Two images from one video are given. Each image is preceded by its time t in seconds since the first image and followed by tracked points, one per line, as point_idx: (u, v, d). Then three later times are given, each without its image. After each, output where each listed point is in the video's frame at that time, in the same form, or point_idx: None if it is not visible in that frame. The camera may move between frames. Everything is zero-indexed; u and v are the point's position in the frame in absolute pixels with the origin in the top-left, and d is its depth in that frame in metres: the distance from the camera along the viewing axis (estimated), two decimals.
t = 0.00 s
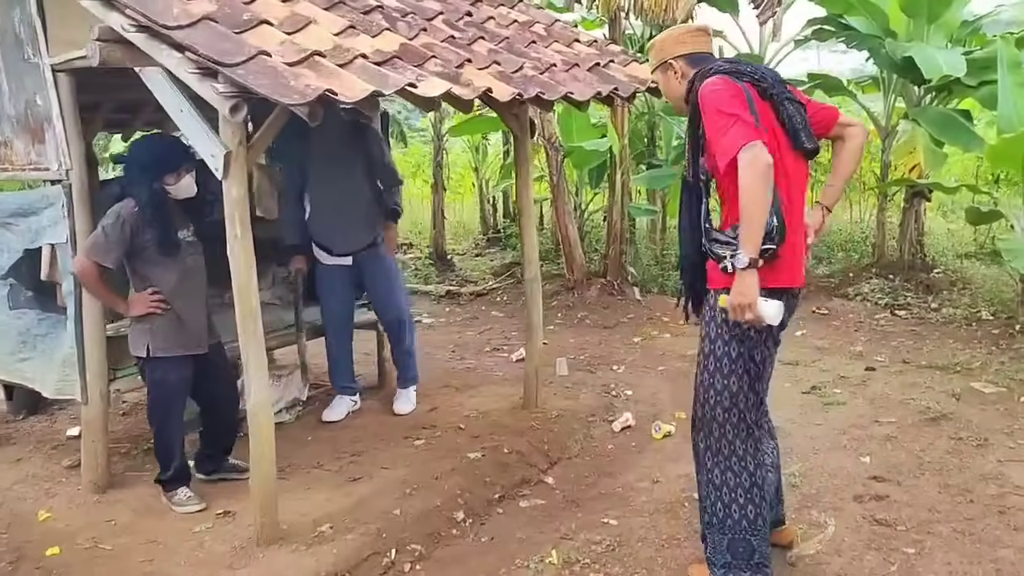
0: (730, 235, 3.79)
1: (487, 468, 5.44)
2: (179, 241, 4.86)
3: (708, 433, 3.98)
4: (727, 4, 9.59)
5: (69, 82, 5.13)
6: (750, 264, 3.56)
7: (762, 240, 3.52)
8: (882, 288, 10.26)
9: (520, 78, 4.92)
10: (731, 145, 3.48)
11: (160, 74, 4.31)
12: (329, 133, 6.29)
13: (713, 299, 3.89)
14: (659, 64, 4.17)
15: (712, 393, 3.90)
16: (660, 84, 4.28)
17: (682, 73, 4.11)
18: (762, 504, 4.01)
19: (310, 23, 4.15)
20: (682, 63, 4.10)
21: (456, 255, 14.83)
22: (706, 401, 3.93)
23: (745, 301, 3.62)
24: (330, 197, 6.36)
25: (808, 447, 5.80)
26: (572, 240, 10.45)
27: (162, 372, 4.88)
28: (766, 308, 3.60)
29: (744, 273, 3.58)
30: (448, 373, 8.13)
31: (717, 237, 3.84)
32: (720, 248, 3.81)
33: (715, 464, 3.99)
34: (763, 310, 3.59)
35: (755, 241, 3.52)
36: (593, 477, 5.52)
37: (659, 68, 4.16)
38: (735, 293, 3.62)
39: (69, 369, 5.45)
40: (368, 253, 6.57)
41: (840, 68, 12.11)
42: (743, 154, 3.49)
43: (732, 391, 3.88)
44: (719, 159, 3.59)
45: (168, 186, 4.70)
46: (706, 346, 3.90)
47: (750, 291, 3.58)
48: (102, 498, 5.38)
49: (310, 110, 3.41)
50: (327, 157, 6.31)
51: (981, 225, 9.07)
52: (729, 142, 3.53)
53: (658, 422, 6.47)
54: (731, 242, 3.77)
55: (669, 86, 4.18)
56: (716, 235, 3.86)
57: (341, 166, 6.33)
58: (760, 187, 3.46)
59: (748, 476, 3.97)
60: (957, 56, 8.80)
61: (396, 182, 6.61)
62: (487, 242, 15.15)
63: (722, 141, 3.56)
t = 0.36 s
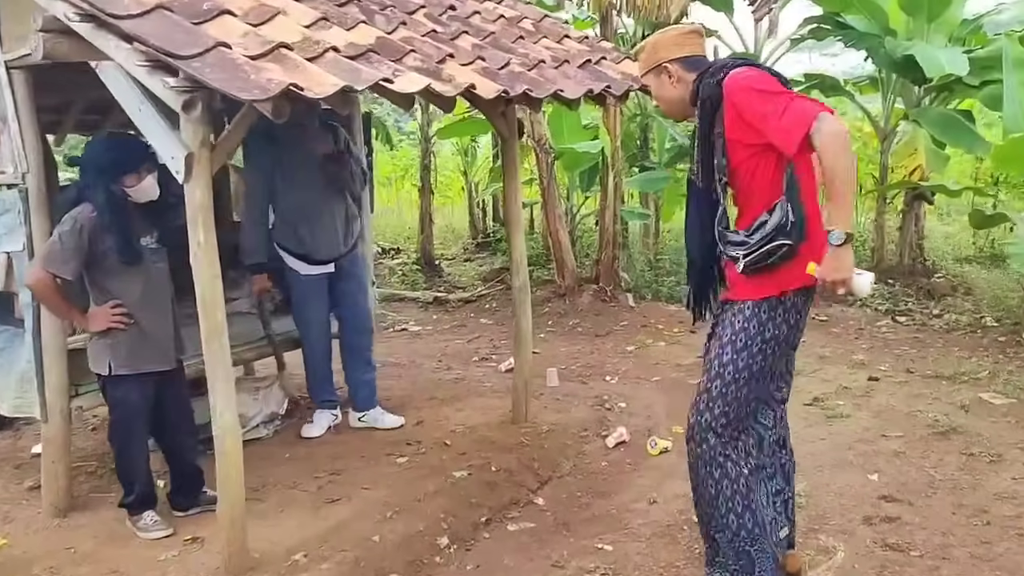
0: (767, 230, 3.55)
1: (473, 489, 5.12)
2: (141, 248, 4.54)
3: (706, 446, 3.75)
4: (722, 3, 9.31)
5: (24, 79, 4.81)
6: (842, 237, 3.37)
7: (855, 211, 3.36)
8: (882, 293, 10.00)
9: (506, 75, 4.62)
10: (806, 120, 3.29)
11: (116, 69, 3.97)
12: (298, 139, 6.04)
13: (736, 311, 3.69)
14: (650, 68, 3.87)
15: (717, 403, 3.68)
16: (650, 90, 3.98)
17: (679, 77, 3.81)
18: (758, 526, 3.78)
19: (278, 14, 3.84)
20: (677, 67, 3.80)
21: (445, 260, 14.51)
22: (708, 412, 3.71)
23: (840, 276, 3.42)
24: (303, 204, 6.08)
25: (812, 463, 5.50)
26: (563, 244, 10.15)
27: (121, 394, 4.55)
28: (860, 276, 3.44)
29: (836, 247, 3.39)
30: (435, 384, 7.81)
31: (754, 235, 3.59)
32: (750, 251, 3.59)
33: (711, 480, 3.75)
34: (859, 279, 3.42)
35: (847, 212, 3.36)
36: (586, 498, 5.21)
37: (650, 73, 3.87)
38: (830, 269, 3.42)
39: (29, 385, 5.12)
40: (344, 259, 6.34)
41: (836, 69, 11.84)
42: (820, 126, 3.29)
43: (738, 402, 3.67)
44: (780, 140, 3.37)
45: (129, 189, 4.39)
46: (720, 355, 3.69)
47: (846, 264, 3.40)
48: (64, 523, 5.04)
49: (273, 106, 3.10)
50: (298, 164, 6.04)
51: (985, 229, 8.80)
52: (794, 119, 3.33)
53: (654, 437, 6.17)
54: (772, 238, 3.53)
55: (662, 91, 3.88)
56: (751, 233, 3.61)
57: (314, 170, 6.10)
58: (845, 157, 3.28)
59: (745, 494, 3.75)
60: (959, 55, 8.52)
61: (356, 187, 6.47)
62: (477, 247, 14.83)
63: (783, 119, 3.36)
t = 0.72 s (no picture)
0: (806, 221, 3.25)
1: (434, 517, 4.72)
2: (65, 257, 4.06)
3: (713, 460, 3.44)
4: None
5: None
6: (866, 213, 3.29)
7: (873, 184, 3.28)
8: (860, 297, 9.74)
9: (467, 65, 4.23)
10: (841, 93, 3.07)
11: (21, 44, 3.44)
12: (242, 138, 5.65)
13: (756, 318, 3.37)
14: (622, 60, 3.51)
15: (730, 415, 3.36)
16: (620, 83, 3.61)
17: (659, 69, 3.47)
18: (761, 546, 3.51)
19: None
20: (655, 57, 3.46)
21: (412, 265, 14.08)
22: (721, 425, 3.38)
23: (854, 249, 3.37)
24: (245, 209, 5.72)
25: (798, 482, 5.16)
26: (533, 248, 9.77)
27: (38, 421, 4.10)
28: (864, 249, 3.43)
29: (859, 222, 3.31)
30: (398, 397, 7.39)
31: (794, 226, 3.24)
32: (796, 243, 3.23)
33: (715, 495, 3.45)
34: (864, 249, 3.42)
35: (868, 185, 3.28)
36: (557, 524, 4.83)
37: (623, 64, 3.50)
38: (849, 245, 3.36)
39: None
40: (293, 269, 5.94)
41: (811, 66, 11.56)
42: (858, 100, 3.10)
43: (753, 414, 3.37)
44: (817, 119, 3.10)
45: (47, 188, 3.95)
46: (737, 365, 3.37)
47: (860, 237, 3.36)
48: None
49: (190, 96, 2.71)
50: (242, 165, 5.67)
51: (967, 229, 8.53)
52: (829, 95, 3.10)
53: (630, 453, 5.79)
54: (815, 228, 3.25)
55: (635, 84, 3.52)
56: (787, 226, 3.25)
57: (261, 172, 5.72)
58: (881, 130, 3.14)
59: (749, 517, 3.46)
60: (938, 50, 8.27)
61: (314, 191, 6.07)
62: (445, 250, 14.41)
63: (816, 96, 3.10)
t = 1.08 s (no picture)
0: (743, 225, 2.98)
1: (359, 545, 4.40)
2: None
3: (676, 491, 3.13)
4: None
5: None
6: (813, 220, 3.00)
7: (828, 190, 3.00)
8: (817, 300, 9.56)
9: (389, 55, 3.89)
10: (796, 86, 2.78)
11: None
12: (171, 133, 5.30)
13: (705, 330, 3.06)
14: (564, 34, 3.13)
15: (692, 441, 3.06)
16: (558, 60, 3.23)
17: (599, 42, 3.10)
18: None
19: None
20: (600, 32, 3.09)
21: (365, 268, 13.69)
22: (681, 453, 3.07)
23: (789, 263, 3.08)
24: (178, 210, 5.33)
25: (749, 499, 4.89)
26: (483, 252, 9.45)
27: None
28: (801, 269, 3.10)
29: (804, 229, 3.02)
30: (337, 410, 7.03)
31: (729, 231, 2.96)
32: (727, 250, 2.95)
33: (682, 530, 3.15)
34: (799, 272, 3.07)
35: (819, 191, 2.99)
36: (494, 549, 4.51)
37: (566, 36, 3.12)
38: (789, 260, 3.06)
39: None
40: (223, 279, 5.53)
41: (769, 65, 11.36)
42: (817, 96, 2.78)
43: (715, 438, 3.07)
44: (765, 115, 2.83)
45: None
46: (692, 386, 3.06)
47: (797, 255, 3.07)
48: None
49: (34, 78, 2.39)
50: (172, 162, 5.29)
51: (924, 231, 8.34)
52: (782, 87, 2.80)
53: (575, 469, 5.49)
54: (751, 234, 2.98)
55: (576, 61, 3.14)
56: (723, 229, 2.97)
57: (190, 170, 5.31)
58: (839, 130, 2.84)
59: (721, 546, 3.18)
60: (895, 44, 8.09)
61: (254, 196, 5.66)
62: (399, 253, 14.03)
63: (769, 88, 2.81)
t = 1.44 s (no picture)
0: (635, 251, 2.76)
1: None
2: None
3: (568, 539, 2.87)
4: None
5: None
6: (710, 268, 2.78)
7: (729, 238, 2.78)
8: (768, 313, 9.29)
9: (279, 55, 3.61)
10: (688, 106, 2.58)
11: None
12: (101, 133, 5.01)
13: (602, 360, 2.81)
14: (466, 26, 2.96)
15: (584, 485, 2.80)
16: (460, 55, 3.05)
17: (502, 36, 2.93)
18: None
19: None
20: (504, 26, 2.92)
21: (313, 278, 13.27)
22: (574, 498, 2.82)
23: (685, 305, 2.79)
24: (102, 218, 5.01)
25: (679, 530, 4.63)
26: (426, 265, 9.12)
27: None
28: (697, 314, 2.82)
29: (699, 275, 2.78)
30: (262, 432, 6.67)
31: (620, 257, 2.76)
32: (616, 278, 2.74)
33: None
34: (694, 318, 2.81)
35: (721, 238, 2.76)
36: None
37: (467, 28, 2.95)
38: (686, 298, 2.77)
39: None
40: (146, 293, 5.22)
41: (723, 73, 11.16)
42: (713, 127, 2.59)
43: (610, 481, 2.81)
44: (658, 140, 2.63)
45: None
46: (587, 424, 2.80)
47: (695, 295, 2.79)
48: None
49: None
50: (99, 165, 4.98)
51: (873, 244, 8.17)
52: (676, 114, 2.60)
53: (501, 499, 5.18)
54: (642, 259, 2.75)
55: (477, 56, 2.97)
56: (616, 254, 2.77)
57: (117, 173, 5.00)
58: (737, 168, 2.63)
59: None
60: (845, 54, 7.91)
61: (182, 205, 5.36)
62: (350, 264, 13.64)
63: (664, 110, 2.61)
